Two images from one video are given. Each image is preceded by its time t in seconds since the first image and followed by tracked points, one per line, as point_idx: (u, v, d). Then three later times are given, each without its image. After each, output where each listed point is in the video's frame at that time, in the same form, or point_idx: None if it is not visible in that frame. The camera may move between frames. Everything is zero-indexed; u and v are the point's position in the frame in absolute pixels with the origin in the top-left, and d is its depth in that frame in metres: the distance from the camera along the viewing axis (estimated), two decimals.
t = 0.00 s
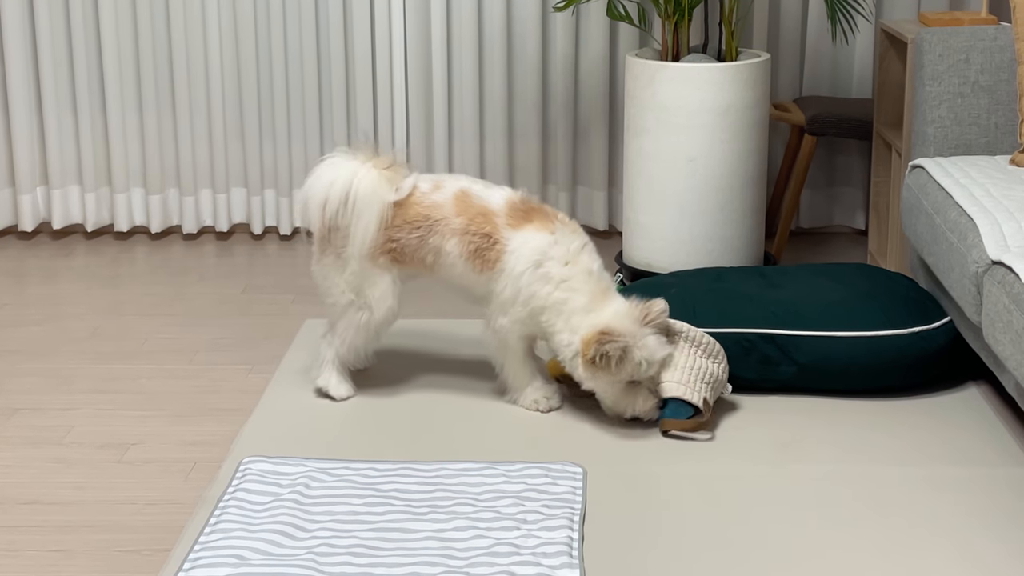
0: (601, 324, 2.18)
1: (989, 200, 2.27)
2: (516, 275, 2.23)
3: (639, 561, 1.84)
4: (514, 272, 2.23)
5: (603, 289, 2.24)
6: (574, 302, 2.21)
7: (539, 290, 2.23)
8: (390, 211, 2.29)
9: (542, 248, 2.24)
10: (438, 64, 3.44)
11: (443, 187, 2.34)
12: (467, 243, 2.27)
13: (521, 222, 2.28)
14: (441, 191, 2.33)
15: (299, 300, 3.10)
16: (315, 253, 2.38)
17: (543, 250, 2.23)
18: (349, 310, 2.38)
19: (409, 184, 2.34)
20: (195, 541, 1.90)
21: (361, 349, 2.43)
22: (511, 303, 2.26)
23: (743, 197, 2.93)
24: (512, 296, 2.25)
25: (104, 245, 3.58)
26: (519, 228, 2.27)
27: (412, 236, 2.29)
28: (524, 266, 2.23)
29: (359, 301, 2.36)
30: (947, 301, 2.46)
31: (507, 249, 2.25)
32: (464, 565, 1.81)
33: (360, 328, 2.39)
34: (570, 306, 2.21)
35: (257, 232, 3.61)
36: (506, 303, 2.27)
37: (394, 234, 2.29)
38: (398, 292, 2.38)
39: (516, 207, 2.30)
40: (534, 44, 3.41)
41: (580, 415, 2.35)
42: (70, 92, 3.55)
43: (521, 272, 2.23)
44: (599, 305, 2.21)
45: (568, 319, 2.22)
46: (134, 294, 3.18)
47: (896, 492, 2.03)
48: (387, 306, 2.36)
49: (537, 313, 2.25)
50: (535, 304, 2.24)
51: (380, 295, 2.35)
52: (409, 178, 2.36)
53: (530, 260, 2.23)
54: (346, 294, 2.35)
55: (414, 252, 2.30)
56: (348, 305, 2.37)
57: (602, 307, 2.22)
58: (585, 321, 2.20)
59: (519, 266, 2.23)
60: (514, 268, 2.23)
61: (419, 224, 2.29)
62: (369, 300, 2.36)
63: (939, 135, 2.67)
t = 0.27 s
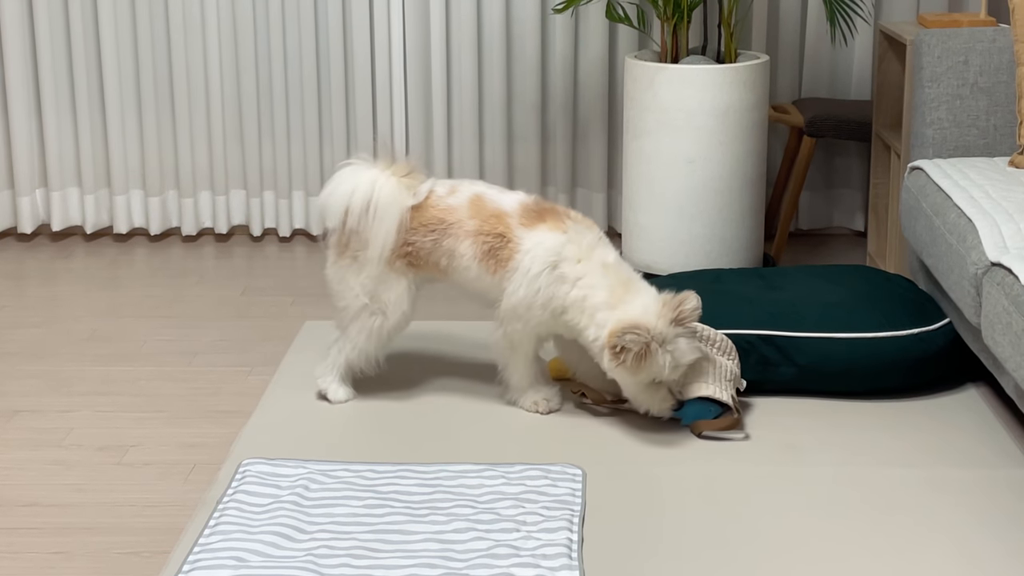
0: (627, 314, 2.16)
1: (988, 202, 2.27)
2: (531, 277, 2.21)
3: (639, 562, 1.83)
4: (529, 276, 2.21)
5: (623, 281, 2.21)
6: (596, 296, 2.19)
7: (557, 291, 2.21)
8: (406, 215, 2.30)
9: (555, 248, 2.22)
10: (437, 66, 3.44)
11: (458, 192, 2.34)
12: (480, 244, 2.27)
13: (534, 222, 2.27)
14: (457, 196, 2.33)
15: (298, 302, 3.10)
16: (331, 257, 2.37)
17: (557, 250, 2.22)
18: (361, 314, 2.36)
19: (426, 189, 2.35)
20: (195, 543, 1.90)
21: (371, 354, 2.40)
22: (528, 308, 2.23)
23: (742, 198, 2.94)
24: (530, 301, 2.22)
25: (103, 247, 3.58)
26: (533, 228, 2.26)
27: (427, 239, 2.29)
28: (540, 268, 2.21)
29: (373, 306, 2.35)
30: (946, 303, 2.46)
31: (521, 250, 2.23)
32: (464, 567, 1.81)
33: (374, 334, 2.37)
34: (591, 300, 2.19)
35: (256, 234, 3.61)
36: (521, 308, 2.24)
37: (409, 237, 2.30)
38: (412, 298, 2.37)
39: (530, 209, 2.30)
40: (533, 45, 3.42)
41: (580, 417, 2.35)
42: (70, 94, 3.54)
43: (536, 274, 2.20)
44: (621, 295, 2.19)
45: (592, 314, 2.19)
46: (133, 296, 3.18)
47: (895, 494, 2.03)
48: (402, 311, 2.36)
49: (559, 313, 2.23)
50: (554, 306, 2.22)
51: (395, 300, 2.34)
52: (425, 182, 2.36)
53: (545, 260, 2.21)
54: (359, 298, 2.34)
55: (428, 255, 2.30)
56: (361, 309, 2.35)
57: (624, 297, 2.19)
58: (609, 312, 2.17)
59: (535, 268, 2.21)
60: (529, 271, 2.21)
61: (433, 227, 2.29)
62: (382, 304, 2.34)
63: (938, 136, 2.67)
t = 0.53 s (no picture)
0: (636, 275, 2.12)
1: (986, 203, 2.27)
2: (546, 273, 2.21)
3: (637, 564, 1.83)
4: (541, 270, 2.21)
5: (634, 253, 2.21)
6: (605, 268, 2.17)
7: (568, 277, 2.20)
8: (420, 222, 2.29)
9: (564, 242, 2.23)
10: (436, 67, 3.44)
11: (469, 195, 2.33)
12: (496, 247, 2.27)
13: (545, 219, 2.28)
14: (467, 199, 2.33)
15: (297, 304, 3.10)
16: (344, 266, 2.37)
17: (566, 243, 2.23)
18: (371, 324, 2.34)
19: (436, 195, 2.34)
20: (193, 545, 1.90)
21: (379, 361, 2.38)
22: (544, 305, 2.22)
23: (741, 200, 2.94)
24: (543, 292, 2.21)
25: (101, 249, 3.57)
26: (545, 226, 2.26)
27: (443, 246, 2.29)
28: (550, 260, 2.21)
29: (384, 316, 2.33)
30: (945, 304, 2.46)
31: (535, 249, 2.24)
32: (462, 569, 1.81)
33: (385, 342, 2.35)
34: (600, 273, 2.16)
35: (255, 236, 3.61)
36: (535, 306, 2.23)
37: (425, 245, 2.29)
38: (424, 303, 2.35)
39: (541, 206, 2.30)
40: (531, 47, 3.42)
41: (578, 418, 2.35)
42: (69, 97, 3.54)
43: (547, 266, 2.21)
44: (630, 263, 2.17)
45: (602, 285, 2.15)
46: (131, 297, 3.18)
47: (894, 495, 2.03)
48: (414, 319, 2.34)
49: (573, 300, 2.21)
50: (567, 293, 2.20)
51: (408, 309, 2.33)
52: (435, 187, 2.35)
53: (555, 252, 2.22)
54: (372, 309, 2.32)
55: (445, 261, 2.29)
56: (370, 320, 2.33)
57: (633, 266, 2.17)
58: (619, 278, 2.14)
59: (546, 262, 2.21)
60: (541, 265, 2.22)
61: (448, 233, 2.29)
62: (396, 314, 2.33)
63: (936, 138, 2.67)
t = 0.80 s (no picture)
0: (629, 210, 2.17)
1: (985, 205, 2.28)
2: (545, 269, 2.22)
3: (636, 565, 1.83)
4: (543, 271, 2.22)
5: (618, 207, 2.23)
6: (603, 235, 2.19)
7: (572, 269, 2.20)
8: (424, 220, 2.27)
9: (554, 236, 2.23)
10: (435, 68, 3.44)
11: (471, 193, 2.32)
12: (497, 246, 2.26)
13: (541, 217, 2.28)
14: (469, 197, 2.31)
15: (295, 306, 3.10)
16: (344, 262, 2.35)
17: (557, 236, 2.23)
18: (372, 323, 2.34)
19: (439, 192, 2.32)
20: (191, 547, 1.89)
21: (375, 361, 2.39)
22: (549, 304, 2.23)
23: (740, 201, 2.93)
24: (556, 293, 2.21)
25: (99, 251, 3.57)
26: (540, 223, 2.27)
27: (446, 244, 2.27)
28: (550, 258, 2.22)
29: (386, 315, 2.33)
30: (943, 305, 2.46)
31: (532, 246, 2.24)
32: (461, 570, 1.80)
33: (381, 341, 2.36)
34: (600, 241, 2.19)
35: (253, 238, 3.61)
36: (547, 308, 2.23)
37: (427, 243, 2.27)
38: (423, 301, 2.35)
39: (537, 203, 2.31)
40: (530, 48, 3.41)
41: (577, 420, 2.35)
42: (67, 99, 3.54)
43: (549, 264, 2.21)
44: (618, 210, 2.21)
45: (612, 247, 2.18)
46: (129, 299, 3.18)
47: (893, 496, 2.03)
48: (412, 318, 2.35)
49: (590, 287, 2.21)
50: (579, 284, 2.21)
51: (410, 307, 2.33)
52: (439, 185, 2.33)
53: (551, 248, 2.22)
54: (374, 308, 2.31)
55: (447, 259, 2.28)
56: (371, 318, 2.33)
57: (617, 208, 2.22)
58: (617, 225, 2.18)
59: (546, 261, 2.22)
60: (542, 266, 2.22)
61: (450, 231, 2.27)
62: (398, 313, 2.32)
63: (935, 139, 2.67)
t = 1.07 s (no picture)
0: (642, 212, 2.20)
1: (984, 205, 2.28)
2: (541, 276, 2.21)
3: (635, 566, 1.83)
4: (539, 278, 2.21)
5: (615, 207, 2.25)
6: (607, 238, 2.20)
7: (572, 273, 2.21)
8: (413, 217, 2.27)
9: (547, 241, 2.23)
10: (434, 68, 3.44)
11: (464, 192, 2.32)
12: (487, 247, 2.26)
13: (532, 221, 2.27)
14: (463, 196, 2.31)
15: (294, 306, 3.10)
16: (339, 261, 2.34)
17: (550, 242, 2.22)
18: (370, 320, 2.33)
19: (432, 189, 2.32)
20: (190, 547, 1.89)
21: (383, 358, 2.38)
22: (546, 311, 2.23)
23: (738, 201, 2.94)
24: (555, 298, 2.22)
25: (99, 251, 3.57)
26: (532, 227, 2.26)
27: (435, 242, 2.27)
28: (545, 264, 2.21)
29: (381, 312, 2.32)
30: (943, 306, 2.46)
31: (524, 249, 2.24)
32: (460, 571, 1.80)
33: (383, 338, 2.34)
34: (604, 244, 2.20)
35: (252, 238, 3.61)
36: (543, 313, 2.24)
37: (417, 240, 2.27)
38: (422, 298, 2.34)
39: (528, 207, 2.30)
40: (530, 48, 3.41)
41: (576, 420, 2.35)
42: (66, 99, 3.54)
43: (545, 270, 2.21)
44: (621, 212, 2.23)
45: (620, 250, 2.20)
46: (129, 300, 3.18)
47: (892, 496, 2.03)
48: (412, 314, 2.34)
49: (589, 289, 2.23)
50: (578, 288, 2.21)
51: (404, 305, 2.32)
52: (431, 182, 2.33)
53: (546, 254, 2.21)
54: (368, 304, 2.31)
55: (435, 257, 2.27)
56: (369, 315, 2.33)
57: (618, 210, 2.24)
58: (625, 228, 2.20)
59: (541, 267, 2.21)
60: (537, 272, 2.22)
61: (441, 229, 2.27)
62: (392, 310, 2.32)
63: (934, 139, 2.67)
